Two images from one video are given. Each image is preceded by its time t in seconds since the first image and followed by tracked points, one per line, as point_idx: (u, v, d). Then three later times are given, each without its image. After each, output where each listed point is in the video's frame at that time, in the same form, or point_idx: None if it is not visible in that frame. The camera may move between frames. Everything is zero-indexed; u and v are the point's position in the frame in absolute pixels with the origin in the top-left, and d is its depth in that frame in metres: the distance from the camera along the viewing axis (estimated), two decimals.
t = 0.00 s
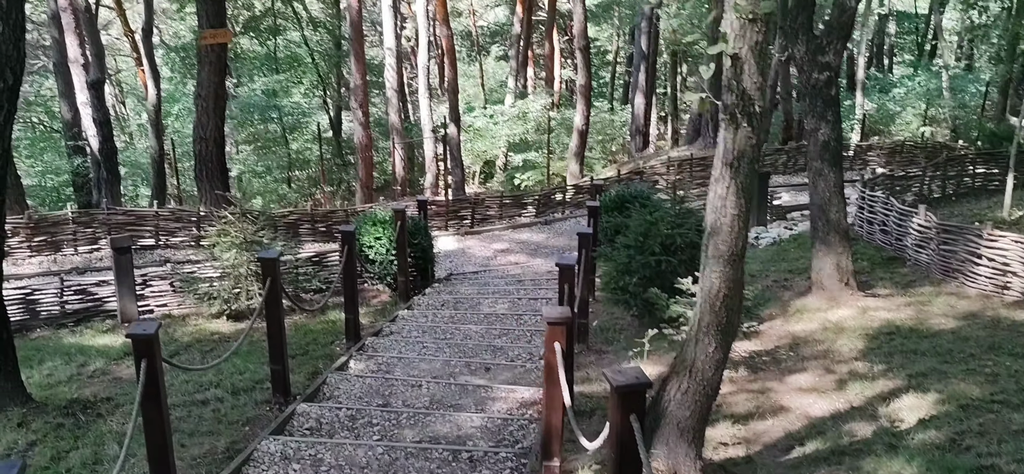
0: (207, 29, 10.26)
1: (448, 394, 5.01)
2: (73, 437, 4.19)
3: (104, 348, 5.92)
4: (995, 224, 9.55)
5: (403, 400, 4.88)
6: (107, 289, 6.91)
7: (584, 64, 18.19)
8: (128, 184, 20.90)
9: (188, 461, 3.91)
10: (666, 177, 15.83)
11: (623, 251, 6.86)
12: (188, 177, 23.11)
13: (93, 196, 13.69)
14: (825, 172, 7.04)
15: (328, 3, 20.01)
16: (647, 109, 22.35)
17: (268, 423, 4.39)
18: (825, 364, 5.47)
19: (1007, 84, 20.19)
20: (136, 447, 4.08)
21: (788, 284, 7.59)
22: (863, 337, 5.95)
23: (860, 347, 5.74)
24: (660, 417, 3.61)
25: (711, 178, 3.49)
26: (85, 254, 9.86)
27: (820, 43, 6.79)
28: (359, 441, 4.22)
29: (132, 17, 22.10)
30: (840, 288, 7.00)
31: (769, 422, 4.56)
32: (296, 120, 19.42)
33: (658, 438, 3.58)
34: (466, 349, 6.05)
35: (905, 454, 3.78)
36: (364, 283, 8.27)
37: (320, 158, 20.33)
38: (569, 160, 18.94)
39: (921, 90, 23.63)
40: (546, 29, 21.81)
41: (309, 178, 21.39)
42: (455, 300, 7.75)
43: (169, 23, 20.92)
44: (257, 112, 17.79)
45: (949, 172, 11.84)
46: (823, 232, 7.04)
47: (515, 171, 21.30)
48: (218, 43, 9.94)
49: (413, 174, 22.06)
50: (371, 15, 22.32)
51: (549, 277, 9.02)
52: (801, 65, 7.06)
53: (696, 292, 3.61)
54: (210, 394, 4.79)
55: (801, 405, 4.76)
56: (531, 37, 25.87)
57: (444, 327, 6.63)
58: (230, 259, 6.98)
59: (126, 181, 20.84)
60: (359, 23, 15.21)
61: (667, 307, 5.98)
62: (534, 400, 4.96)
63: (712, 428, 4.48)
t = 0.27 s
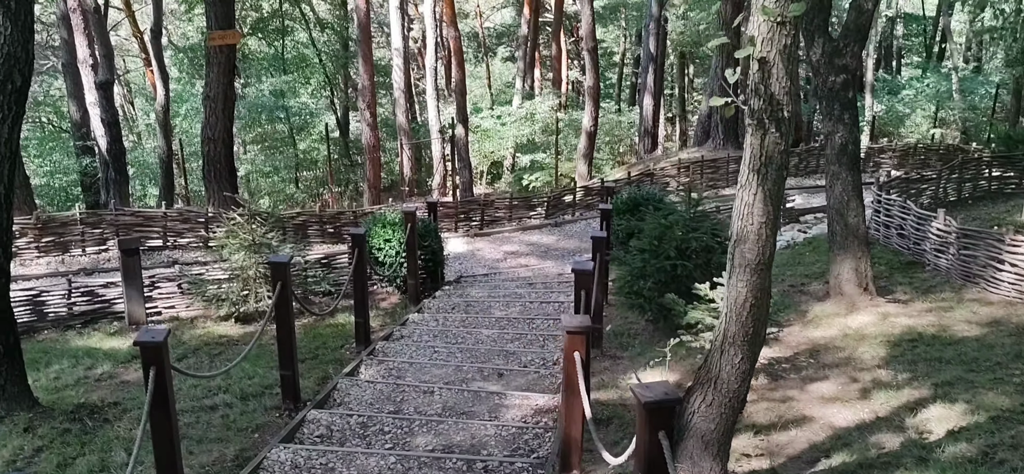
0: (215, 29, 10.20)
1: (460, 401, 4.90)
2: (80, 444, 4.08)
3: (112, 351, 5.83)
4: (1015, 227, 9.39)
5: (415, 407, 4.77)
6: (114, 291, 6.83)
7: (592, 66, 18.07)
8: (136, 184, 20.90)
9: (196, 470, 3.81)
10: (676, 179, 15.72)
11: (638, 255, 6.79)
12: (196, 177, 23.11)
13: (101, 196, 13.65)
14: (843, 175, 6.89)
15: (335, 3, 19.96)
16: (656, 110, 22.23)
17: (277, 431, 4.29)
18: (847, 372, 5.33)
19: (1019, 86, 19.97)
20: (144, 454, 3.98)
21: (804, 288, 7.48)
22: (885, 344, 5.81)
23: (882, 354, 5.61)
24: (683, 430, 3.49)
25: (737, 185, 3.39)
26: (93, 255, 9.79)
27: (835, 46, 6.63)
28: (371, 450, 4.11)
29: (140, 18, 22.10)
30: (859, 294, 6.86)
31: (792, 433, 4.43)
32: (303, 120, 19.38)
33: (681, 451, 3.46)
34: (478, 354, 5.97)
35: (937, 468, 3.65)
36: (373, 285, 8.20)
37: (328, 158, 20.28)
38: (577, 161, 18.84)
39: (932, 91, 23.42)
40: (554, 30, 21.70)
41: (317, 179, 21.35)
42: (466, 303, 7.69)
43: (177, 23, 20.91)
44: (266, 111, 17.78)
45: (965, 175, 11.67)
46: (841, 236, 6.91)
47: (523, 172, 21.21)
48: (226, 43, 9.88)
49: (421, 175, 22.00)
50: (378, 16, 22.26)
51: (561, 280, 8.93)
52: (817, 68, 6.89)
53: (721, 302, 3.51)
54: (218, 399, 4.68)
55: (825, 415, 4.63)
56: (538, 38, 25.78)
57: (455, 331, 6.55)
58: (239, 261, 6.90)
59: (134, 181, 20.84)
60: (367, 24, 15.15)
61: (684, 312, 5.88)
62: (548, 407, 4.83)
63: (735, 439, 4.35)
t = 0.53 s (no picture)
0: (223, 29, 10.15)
1: (473, 408, 4.80)
2: (86, 450, 3.99)
3: (119, 354, 5.75)
4: None
5: (426, 413, 4.67)
6: (121, 293, 6.76)
7: (600, 67, 17.97)
8: (143, 184, 20.92)
9: None
10: (686, 181, 15.61)
11: (652, 259, 6.75)
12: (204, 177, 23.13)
13: (109, 197, 13.63)
14: (861, 178, 6.77)
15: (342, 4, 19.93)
16: (664, 111, 22.10)
17: (285, 438, 4.19)
18: (869, 380, 5.22)
19: None
20: (150, 462, 3.88)
21: (820, 293, 7.37)
22: (906, 351, 5.69)
23: (904, 362, 5.49)
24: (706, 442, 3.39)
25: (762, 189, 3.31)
26: (100, 256, 9.73)
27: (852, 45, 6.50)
28: (381, 458, 4.00)
29: (149, 19, 22.14)
30: (878, 299, 6.73)
31: (814, 444, 4.31)
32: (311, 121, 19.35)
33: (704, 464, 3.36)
34: (489, 360, 5.90)
35: None
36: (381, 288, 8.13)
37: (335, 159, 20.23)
38: (585, 163, 18.73)
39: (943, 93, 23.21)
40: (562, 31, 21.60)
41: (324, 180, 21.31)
42: (475, 307, 7.62)
43: (185, 24, 20.92)
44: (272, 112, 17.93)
45: (982, 177, 11.52)
46: (859, 240, 6.79)
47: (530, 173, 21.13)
48: (234, 43, 9.81)
49: (428, 176, 21.94)
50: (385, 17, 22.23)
51: (571, 284, 8.84)
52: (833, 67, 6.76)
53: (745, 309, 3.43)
54: (226, 405, 4.59)
55: (848, 425, 4.52)
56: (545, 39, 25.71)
57: (465, 336, 6.48)
58: (247, 263, 6.83)
59: (141, 182, 20.85)
60: (374, 24, 15.10)
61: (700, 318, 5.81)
62: (562, 416, 4.72)
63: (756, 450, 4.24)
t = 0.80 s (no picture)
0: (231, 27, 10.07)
1: (485, 415, 4.68)
2: (91, 456, 3.89)
3: (125, 357, 5.66)
4: None
5: (437, 420, 4.56)
6: (127, 295, 6.67)
7: (608, 67, 17.85)
8: (150, 185, 20.88)
9: None
10: (697, 183, 15.46)
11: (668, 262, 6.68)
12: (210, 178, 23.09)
13: (116, 197, 13.57)
14: (882, 178, 6.63)
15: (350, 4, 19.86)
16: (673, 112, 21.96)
17: (293, 446, 4.07)
18: (893, 388, 5.13)
19: None
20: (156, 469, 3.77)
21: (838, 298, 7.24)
22: (929, 357, 5.59)
23: (929, 369, 5.39)
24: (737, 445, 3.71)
25: (797, 184, 3.50)
26: (106, 257, 9.65)
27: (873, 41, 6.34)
28: (391, 466, 3.88)
29: (157, 18, 22.11)
30: (898, 303, 6.61)
31: (840, 453, 4.23)
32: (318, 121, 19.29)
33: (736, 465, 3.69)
34: (501, 365, 5.81)
35: None
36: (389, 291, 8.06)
37: (342, 159, 20.15)
38: (594, 165, 18.61)
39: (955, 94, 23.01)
40: (570, 31, 21.47)
41: (331, 181, 21.25)
42: (486, 311, 7.51)
43: (193, 24, 20.90)
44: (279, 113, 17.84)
45: (1000, 180, 11.36)
46: (880, 243, 6.65)
47: (538, 175, 21.07)
48: (242, 41, 9.73)
49: (435, 178, 21.87)
50: (393, 17, 22.16)
51: (582, 287, 8.73)
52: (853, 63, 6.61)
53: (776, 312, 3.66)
54: (234, 410, 4.48)
55: (873, 434, 4.44)
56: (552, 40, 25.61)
57: (476, 340, 6.39)
58: (255, 264, 6.77)
59: (148, 182, 20.82)
60: (382, 23, 15.01)
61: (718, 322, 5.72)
62: (576, 423, 4.60)
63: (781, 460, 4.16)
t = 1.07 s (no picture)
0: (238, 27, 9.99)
1: (497, 421, 4.59)
2: (96, 462, 3.80)
3: (130, 359, 5.57)
4: None
5: (448, 426, 4.48)
6: (134, 296, 6.59)
7: (616, 67, 17.72)
8: (156, 185, 20.85)
9: None
10: (705, 184, 15.35)
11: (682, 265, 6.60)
12: (216, 178, 23.06)
13: (122, 197, 13.52)
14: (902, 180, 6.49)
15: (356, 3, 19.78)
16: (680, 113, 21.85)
17: (301, 452, 3.98)
18: (916, 398, 5.14)
19: None
20: None
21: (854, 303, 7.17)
22: (950, 364, 5.57)
23: (951, 377, 5.38)
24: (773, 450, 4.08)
25: (837, 189, 3.84)
26: (112, 258, 9.58)
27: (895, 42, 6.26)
28: None
29: (162, 18, 22.06)
30: (917, 309, 6.51)
31: (865, 465, 4.24)
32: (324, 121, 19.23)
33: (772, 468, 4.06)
34: (512, 370, 5.73)
35: None
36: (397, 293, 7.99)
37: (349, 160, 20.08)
38: (600, 166, 18.53)
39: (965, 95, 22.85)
40: (577, 31, 21.37)
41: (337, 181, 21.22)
42: (495, 314, 7.41)
43: (200, 23, 20.85)
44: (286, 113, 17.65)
45: (1014, 181, 11.25)
46: (899, 246, 6.53)
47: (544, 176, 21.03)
48: (249, 41, 9.65)
49: (441, 178, 21.84)
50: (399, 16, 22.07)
51: (591, 290, 8.62)
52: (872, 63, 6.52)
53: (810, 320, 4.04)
54: (241, 415, 4.39)
55: (896, 445, 4.48)
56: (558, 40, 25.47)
57: (485, 343, 6.31)
58: (262, 265, 6.66)
59: (154, 182, 20.78)
60: (389, 23, 14.93)
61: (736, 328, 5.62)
62: (591, 430, 4.50)
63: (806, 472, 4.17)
